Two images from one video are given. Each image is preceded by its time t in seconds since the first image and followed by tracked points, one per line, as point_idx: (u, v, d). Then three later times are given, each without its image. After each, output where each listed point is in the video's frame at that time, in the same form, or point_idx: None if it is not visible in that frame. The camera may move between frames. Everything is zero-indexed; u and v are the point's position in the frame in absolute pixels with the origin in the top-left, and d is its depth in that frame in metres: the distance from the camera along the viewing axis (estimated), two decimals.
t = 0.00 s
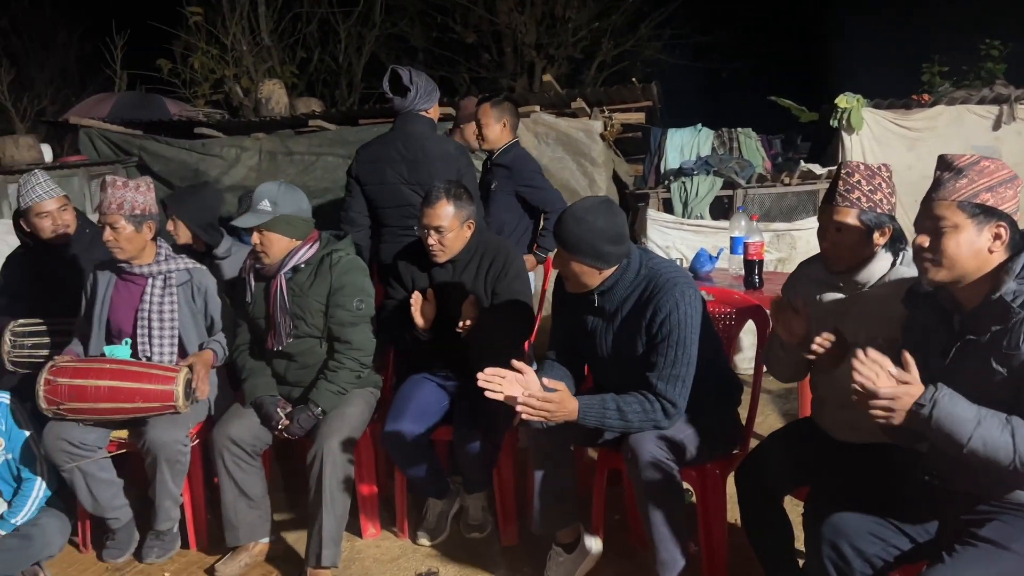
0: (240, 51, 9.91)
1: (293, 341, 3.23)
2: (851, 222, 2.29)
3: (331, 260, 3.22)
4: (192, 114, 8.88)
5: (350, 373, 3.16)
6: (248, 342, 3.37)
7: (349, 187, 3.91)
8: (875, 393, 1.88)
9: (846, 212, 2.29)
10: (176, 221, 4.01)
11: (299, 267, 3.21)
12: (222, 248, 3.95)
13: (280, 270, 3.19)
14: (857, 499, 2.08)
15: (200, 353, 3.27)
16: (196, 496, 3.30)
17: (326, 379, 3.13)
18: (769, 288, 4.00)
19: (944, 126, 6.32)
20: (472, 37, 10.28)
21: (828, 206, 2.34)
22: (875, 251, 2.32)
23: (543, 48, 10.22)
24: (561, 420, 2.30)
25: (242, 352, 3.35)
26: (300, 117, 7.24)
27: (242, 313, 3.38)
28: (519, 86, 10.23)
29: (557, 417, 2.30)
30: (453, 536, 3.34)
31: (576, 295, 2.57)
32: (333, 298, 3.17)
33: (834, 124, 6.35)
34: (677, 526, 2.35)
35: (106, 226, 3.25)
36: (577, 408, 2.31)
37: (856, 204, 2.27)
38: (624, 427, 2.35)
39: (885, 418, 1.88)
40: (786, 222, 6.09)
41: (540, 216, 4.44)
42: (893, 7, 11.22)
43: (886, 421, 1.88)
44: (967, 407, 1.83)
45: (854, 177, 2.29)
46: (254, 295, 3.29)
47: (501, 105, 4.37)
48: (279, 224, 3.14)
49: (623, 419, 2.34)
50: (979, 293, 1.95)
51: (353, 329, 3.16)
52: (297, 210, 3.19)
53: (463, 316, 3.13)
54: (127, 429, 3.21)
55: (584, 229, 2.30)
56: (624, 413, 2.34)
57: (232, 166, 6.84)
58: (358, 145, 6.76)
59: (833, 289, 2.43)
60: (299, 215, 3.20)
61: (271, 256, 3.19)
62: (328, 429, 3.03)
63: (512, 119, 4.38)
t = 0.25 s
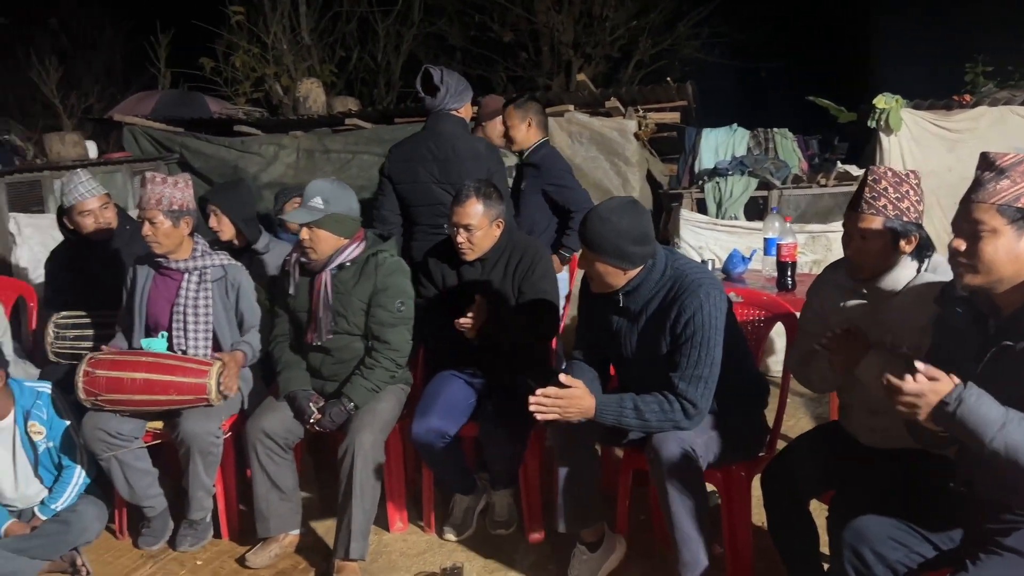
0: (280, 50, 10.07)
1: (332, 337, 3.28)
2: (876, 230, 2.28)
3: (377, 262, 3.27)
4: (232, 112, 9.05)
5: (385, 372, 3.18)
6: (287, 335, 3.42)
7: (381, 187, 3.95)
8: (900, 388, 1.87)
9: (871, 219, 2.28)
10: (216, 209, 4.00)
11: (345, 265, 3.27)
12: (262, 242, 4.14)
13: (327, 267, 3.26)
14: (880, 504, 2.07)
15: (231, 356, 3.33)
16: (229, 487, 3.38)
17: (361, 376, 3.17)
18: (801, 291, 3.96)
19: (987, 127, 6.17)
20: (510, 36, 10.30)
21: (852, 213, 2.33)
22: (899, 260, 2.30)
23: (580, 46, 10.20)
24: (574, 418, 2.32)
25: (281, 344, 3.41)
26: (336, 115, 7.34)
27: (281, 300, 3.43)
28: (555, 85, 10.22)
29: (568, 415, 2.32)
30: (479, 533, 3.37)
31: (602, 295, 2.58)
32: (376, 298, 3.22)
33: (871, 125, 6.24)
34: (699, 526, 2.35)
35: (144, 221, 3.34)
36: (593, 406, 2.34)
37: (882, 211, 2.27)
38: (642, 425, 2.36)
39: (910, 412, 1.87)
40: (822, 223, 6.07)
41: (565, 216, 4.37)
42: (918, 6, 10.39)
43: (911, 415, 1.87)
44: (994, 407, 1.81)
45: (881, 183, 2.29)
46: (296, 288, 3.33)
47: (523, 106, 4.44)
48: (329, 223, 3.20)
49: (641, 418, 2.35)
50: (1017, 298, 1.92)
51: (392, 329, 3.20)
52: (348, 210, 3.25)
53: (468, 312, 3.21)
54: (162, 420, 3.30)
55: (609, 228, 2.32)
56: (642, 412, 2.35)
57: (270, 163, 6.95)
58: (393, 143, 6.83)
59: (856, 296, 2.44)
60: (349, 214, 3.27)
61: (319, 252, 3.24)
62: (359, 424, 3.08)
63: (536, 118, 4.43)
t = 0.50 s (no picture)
0: (335, 52, 10.29)
1: (381, 331, 3.33)
2: (920, 232, 2.29)
3: (430, 260, 3.30)
4: (287, 112, 9.27)
5: (431, 368, 3.23)
6: (339, 326, 3.46)
7: (426, 185, 4.02)
8: (939, 415, 1.96)
9: (914, 221, 2.29)
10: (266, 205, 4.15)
11: (398, 263, 3.30)
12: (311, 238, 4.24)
13: (382, 263, 3.30)
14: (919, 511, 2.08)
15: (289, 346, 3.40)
16: (275, 475, 3.48)
17: (407, 370, 3.22)
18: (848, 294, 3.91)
19: None
20: (561, 37, 10.34)
21: (897, 215, 2.35)
22: (944, 263, 2.32)
23: (632, 47, 10.18)
24: (614, 413, 2.34)
25: (331, 335, 3.46)
26: (387, 115, 7.48)
27: (332, 293, 3.51)
28: (606, 85, 10.22)
29: (607, 410, 2.33)
30: (517, 527, 3.42)
31: (641, 292, 2.58)
32: (428, 296, 3.26)
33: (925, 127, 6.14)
34: (733, 525, 2.35)
35: (197, 216, 3.48)
36: (631, 403, 2.36)
37: (926, 213, 2.27)
38: (680, 424, 2.36)
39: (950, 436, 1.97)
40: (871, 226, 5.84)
41: (597, 213, 4.37)
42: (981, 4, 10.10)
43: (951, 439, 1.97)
44: None
45: (926, 184, 2.28)
46: (350, 284, 3.41)
47: (554, 115, 4.67)
48: (386, 220, 3.23)
49: (679, 416, 2.34)
50: None
51: (441, 328, 3.25)
52: (404, 209, 3.28)
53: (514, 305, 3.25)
54: (213, 409, 3.40)
55: (648, 226, 2.33)
56: (680, 410, 2.35)
57: (323, 162, 7.10)
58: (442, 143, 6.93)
59: (900, 298, 2.44)
60: (405, 213, 3.30)
61: (374, 249, 3.29)
62: (403, 416, 3.13)
63: (567, 122, 4.64)
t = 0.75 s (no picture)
0: (377, 53, 10.43)
1: (411, 329, 3.42)
2: (952, 237, 2.24)
3: (457, 259, 3.38)
4: (328, 112, 9.42)
5: (459, 365, 3.30)
6: (369, 323, 3.58)
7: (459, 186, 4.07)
8: (969, 423, 1.89)
9: (947, 226, 2.24)
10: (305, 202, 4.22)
11: (428, 261, 3.39)
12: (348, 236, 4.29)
13: (411, 263, 3.38)
14: (936, 520, 2.07)
15: (320, 339, 3.53)
16: (307, 468, 3.58)
17: (435, 367, 3.29)
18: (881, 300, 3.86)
19: None
20: (602, 37, 10.33)
21: (928, 219, 2.29)
22: (975, 269, 2.28)
23: (673, 48, 10.12)
24: (638, 414, 2.33)
25: (362, 332, 3.56)
26: (424, 116, 7.57)
27: (366, 291, 3.60)
28: (646, 86, 10.17)
29: (632, 411, 2.33)
30: (543, 525, 3.45)
31: (667, 296, 2.60)
32: (455, 295, 3.34)
33: (968, 130, 5.98)
34: (757, 531, 2.35)
35: (238, 215, 3.57)
36: (655, 404, 2.34)
37: (959, 218, 2.22)
38: (703, 427, 2.37)
39: (976, 444, 1.92)
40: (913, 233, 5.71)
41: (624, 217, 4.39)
42: None
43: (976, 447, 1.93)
44: None
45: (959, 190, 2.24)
46: (381, 281, 3.49)
47: (582, 125, 4.57)
48: (414, 220, 3.30)
49: (703, 418, 2.35)
50: None
51: (469, 326, 3.31)
52: (433, 209, 3.37)
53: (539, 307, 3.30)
54: (249, 402, 3.52)
55: (674, 230, 2.34)
56: (704, 413, 2.35)
57: (362, 162, 7.22)
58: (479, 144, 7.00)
59: (932, 306, 2.43)
60: (434, 213, 3.38)
61: (403, 248, 3.35)
62: (432, 413, 3.19)
63: (598, 129, 4.52)
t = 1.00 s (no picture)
0: (419, 56, 10.53)
1: (433, 332, 3.47)
2: (982, 248, 2.20)
3: (475, 261, 3.44)
4: (367, 115, 9.56)
5: (482, 365, 3.36)
6: (395, 329, 3.65)
7: (491, 191, 4.12)
8: (980, 439, 1.96)
9: (978, 237, 2.20)
10: (343, 206, 4.24)
11: (446, 265, 3.45)
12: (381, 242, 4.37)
13: (429, 266, 3.44)
14: (957, 535, 2.09)
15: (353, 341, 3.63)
16: (336, 467, 3.65)
17: (459, 368, 3.36)
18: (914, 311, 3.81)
19: None
20: (643, 41, 10.23)
21: (960, 231, 2.26)
22: (1006, 281, 2.23)
23: (715, 52, 10.00)
24: (654, 421, 2.39)
25: (388, 336, 3.63)
26: (462, 120, 7.65)
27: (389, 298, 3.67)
28: (687, 91, 10.06)
29: (649, 417, 2.38)
30: (567, 529, 3.48)
31: (690, 305, 2.61)
32: (474, 296, 3.39)
33: (1011, 140, 5.83)
34: (777, 542, 2.35)
35: (277, 216, 3.67)
36: (672, 412, 2.39)
37: (990, 230, 2.19)
38: (720, 436, 2.39)
39: (990, 460, 1.96)
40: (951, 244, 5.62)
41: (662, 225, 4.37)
42: None
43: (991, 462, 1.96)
44: None
45: (990, 202, 2.21)
46: (403, 286, 3.55)
47: (620, 135, 4.58)
48: (430, 225, 3.38)
49: (721, 428, 2.37)
50: None
51: (489, 326, 3.35)
52: (448, 213, 3.43)
53: (563, 316, 3.32)
54: (281, 399, 3.61)
55: (698, 240, 2.36)
56: (722, 422, 2.38)
57: (400, 164, 7.37)
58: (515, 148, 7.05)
59: (961, 317, 2.37)
60: (448, 217, 3.45)
61: (421, 254, 3.43)
62: (456, 414, 3.24)
63: (633, 138, 4.52)
